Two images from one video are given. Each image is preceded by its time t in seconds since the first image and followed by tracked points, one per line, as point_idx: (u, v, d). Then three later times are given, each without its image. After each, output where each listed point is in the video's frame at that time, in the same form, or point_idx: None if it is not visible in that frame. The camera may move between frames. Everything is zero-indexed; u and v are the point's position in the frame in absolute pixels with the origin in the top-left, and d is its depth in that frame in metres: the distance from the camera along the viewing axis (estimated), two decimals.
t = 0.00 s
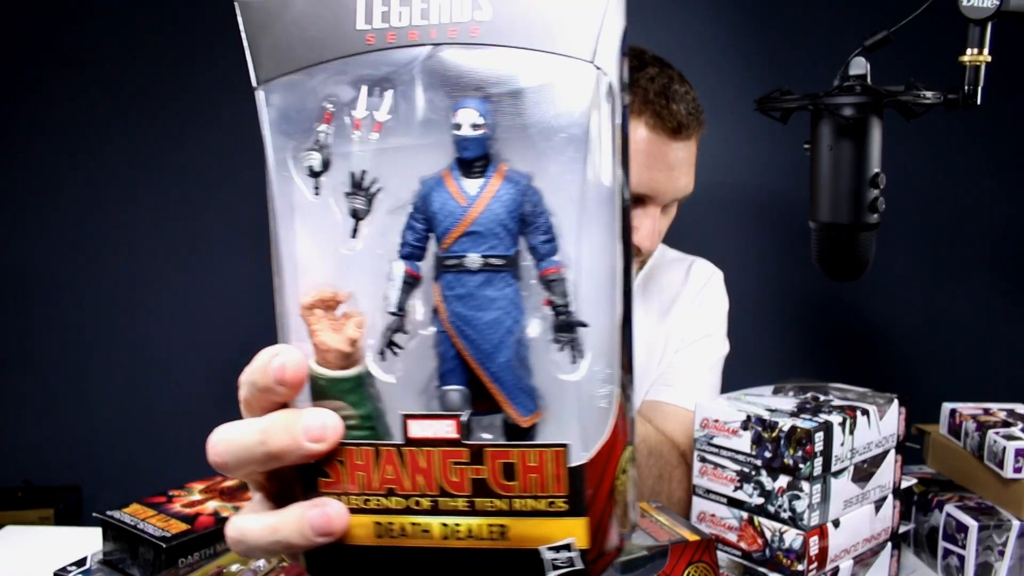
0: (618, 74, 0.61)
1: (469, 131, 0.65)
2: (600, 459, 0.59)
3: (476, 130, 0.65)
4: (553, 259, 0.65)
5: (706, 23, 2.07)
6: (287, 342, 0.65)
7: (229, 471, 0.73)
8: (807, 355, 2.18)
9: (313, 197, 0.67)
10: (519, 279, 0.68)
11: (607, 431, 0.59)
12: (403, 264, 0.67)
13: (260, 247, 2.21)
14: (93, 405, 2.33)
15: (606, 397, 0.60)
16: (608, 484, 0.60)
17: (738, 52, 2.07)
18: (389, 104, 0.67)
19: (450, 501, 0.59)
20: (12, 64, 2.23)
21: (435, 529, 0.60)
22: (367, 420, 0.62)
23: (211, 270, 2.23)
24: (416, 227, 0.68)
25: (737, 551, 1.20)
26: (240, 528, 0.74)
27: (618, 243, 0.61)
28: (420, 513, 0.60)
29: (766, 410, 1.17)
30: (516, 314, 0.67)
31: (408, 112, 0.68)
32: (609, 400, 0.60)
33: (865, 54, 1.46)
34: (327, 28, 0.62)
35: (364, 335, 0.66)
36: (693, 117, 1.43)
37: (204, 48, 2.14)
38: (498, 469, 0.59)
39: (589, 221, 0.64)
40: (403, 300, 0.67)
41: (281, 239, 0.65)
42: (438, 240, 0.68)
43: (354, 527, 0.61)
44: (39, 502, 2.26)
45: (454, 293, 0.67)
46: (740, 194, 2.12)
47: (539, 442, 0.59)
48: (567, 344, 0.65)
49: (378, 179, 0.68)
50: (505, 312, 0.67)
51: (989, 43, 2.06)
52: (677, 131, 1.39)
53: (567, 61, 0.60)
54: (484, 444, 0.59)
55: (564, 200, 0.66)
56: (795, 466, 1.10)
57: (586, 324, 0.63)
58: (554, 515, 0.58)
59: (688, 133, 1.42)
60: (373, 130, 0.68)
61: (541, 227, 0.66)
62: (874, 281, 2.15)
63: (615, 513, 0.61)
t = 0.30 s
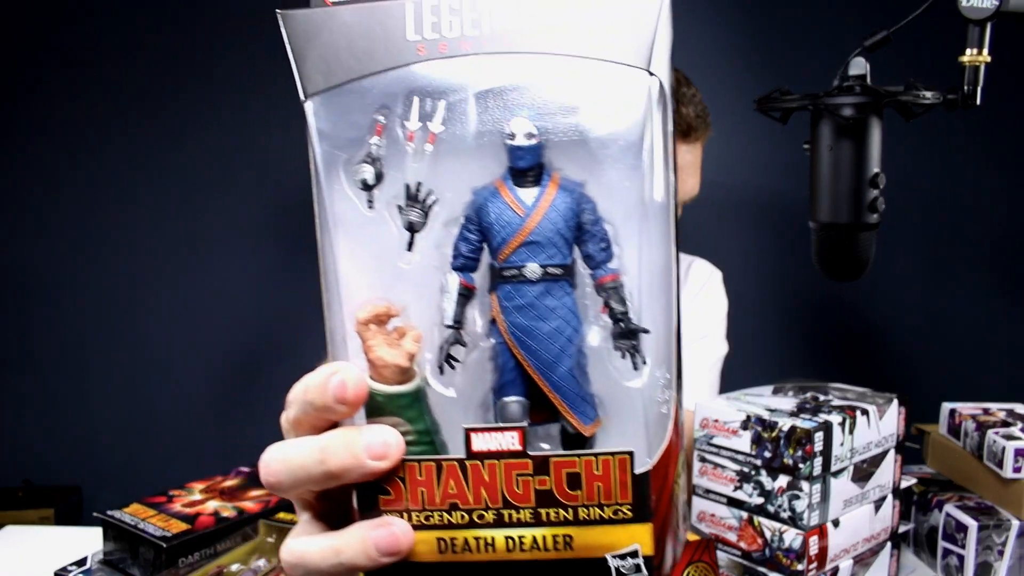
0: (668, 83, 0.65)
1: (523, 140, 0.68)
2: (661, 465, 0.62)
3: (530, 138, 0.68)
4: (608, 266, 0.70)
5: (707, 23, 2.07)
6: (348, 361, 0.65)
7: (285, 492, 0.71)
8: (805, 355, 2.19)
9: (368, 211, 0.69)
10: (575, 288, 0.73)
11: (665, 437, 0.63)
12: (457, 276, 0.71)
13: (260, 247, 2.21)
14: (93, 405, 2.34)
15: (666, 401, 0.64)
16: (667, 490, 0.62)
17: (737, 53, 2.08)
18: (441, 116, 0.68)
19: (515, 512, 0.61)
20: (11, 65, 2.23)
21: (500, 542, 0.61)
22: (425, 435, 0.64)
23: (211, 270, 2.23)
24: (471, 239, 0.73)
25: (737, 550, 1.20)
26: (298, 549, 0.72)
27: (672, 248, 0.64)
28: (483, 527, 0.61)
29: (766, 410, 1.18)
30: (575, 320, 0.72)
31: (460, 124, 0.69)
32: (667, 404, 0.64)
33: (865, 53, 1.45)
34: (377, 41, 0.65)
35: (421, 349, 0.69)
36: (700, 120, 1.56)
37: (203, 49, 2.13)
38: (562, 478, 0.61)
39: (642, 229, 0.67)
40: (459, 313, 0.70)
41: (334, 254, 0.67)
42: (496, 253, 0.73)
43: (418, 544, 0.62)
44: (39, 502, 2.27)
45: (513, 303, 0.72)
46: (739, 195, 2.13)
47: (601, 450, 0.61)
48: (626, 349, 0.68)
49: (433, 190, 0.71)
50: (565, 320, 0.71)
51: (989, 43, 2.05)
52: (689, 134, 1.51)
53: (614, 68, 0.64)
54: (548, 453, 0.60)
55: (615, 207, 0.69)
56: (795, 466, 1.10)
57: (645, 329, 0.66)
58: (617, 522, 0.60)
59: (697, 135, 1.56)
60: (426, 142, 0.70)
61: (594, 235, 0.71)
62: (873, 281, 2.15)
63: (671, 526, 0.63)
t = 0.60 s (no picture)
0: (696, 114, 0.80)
1: (553, 165, 0.88)
2: (680, 498, 0.76)
3: (558, 165, 0.88)
4: (634, 296, 0.91)
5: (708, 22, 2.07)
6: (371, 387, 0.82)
7: (301, 510, 0.83)
8: (804, 354, 2.19)
9: (396, 233, 0.88)
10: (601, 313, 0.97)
11: (688, 462, 0.79)
12: (483, 301, 0.94)
13: (259, 247, 2.21)
14: (93, 404, 2.34)
15: (690, 431, 0.80)
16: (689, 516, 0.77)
17: (737, 53, 2.07)
18: (469, 141, 0.86)
19: (538, 537, 0.75)
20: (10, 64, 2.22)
21: (521, 565, 0.75)
22: (446, 459, 0.79)
23: (211, 270, 2.23)
24: (499, 265, 0.95)
25: (737, 551, 1.20)
26: (313, 562, 0.84)
27: (700, 274, 0.80)
28: (502, 550, 0.75)
29: (766, 410, 1.18)
30: (599, 348, 0.95)
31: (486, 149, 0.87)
32: (691, 432, 0.80)
33: (865, 53, 1.45)
34: (408, 65, 0.82)
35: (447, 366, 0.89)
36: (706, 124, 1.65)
37: (203, 49, 2.14)
38: (586, 505, 0.74)
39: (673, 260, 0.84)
40: (482, 336, 0.92)
41: (358, 273, 0.85)
42: (526, 278, 0.97)
43: (441, 566, 0.76)
44: (39, 503, 2.27)
45: (542, 329, 0.96)
46: (739, 195, 2.13)
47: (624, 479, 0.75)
48: (652, 376, 0.88)
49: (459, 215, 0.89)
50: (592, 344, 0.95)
51: (990, 43, 2.05)
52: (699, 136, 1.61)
53: (625, 90, 0.80)
54: (572, 481, 0.74)
55: (643, 239, 0.88)
56: (795, 466, 1.10)
57: (673, 358, 0.84)
58: (641, 548, 0.75)
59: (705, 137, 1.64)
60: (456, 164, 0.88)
61: (622, 265, 0.92)
62: (872, 281, 2.16)
63: (694, 535, 0.77)
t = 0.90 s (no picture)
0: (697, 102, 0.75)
1: (550, 159, 0.82)
2: (674, 494, 0.71)
3: (554, 158, 0.82)
4: (631, 292, 0.86)
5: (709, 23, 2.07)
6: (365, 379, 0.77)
7: (293, 502, 0.78)
8: (804, 354, 2.20)
9: (392, 227, 0.82)
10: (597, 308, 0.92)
11: (684, 460, 0.74)
12: (479, 294, 0.89)
13: (259, 247, 2.22)
14: (93, 404, 2.34)
15: (685, 427, 0.75)
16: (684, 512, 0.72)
17: (737, 53, 2.07)
18: (467, 134, 0.81)
19: (530, 531, 0.70)
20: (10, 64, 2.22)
21: (512, 560, 0.70)
22: (440, 452, 0.75)
23: (211, 270, 2.23)
24: (495, 259, 0.90)
25: (737, 551, 1.20)
26: (308, 555, 0.80)
27: (696, 270, 0.75)
28: (494, 544, 0.70)
29: (766, 411, 1.18)
30: (595, 343, 0.90)
31: (479, 141, 0.81)
32: (686, 429, 0.75)
33: (865, 52, 1.44)
34: (405, 57, 0.77)
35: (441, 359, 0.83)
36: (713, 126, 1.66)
37: (203, 49, 2.13)
38: (578, 500, 0.69)
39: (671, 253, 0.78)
40: (478, 330, 0.87)
41: (355, 262, 0.79)
42: (520, 272, 0.92)
43: (434, 560, 0.71)
44: (38, 503, 2.27)
45: (536, 324, 0.92)
46: (739, 196, 2.14)
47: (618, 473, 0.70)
48: (648, 371, 0.82)
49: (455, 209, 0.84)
50: (586, 340, 0.90)
51: (990, 44, 2.05)
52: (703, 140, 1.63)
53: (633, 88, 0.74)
54: (565, 475, 0.69)
55: (639, 234, 0.83)
56: (795, 466, 1.10)
57: (667, 354, 0.78)
58: (634, 545, 0.69)
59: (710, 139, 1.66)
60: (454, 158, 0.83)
61: (618, 260, 0.87)
62: (872, 282, 2.16)
63: (686, 530, 0.72)
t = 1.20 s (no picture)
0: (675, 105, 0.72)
1: (525, 163, 0.80)
2: (648, 496, 0.69)
3: (530, 162, 0.79)
4: (605, 296, 0.82)
5: (709, 23, 2.07)
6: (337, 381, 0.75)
7: (266, 501, 0.78)
8: (803, 354, 2.20)
9: (365, 229, 0.81)
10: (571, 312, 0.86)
11: (658, 468, 0.71)
12: (453, 297, 0.84)
13: (259, 248, 2.22)
14: (92, 405, 2.34)
15: (657, 432, 0.73)
16: (655, 522, 0.70)
17: (737, 53, 2.08)
18: (441, 136, 0.81)
19: (500, 534, 0.70)
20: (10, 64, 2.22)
21: (484, 563, 0.70)
22: (414, 454, 0.74)
23: (211, 271, 2.23)
24: (469, 261, 0.85)
25: (737, 550, 1.20)
26: (280, 554, 0.80)
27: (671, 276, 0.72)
28: (466, 547, 0.70)
29: (766, 410, 1.18)
30: (568, 348, 0.84)
31: (456, 143, 0.82)
32: (659, 433, 0.73)
33: (865, 52, 1.44)
34: (380, 58, 0.73)
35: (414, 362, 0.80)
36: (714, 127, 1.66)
37: (202, 49, 2.13)
38: (549, 504, 0.69)
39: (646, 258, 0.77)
40: (452, 332, 0.82)
41: (330, 265, 0.77)
42: (493, 275, 0.86)
43: (405, 561, 0.71)
44: (39, 503, 2.27)
45: (509, 328, 0.85)
46: (739, 196, 2.14)
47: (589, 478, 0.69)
48: (620, 376, 0.80)
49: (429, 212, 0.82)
50: (559, 346, 0.84)
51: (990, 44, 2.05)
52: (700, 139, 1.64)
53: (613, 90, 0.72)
54: (536, 479, 0.69)
55: (614, 239, 0.81)
56: (795, 466, 1.10)
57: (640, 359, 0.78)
58: (604, 549, 0.69)
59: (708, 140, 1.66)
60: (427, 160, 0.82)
61: (593, 264, 0.83)
62: (871, 282, 2.16)
63: (663, 520, 0.71)
